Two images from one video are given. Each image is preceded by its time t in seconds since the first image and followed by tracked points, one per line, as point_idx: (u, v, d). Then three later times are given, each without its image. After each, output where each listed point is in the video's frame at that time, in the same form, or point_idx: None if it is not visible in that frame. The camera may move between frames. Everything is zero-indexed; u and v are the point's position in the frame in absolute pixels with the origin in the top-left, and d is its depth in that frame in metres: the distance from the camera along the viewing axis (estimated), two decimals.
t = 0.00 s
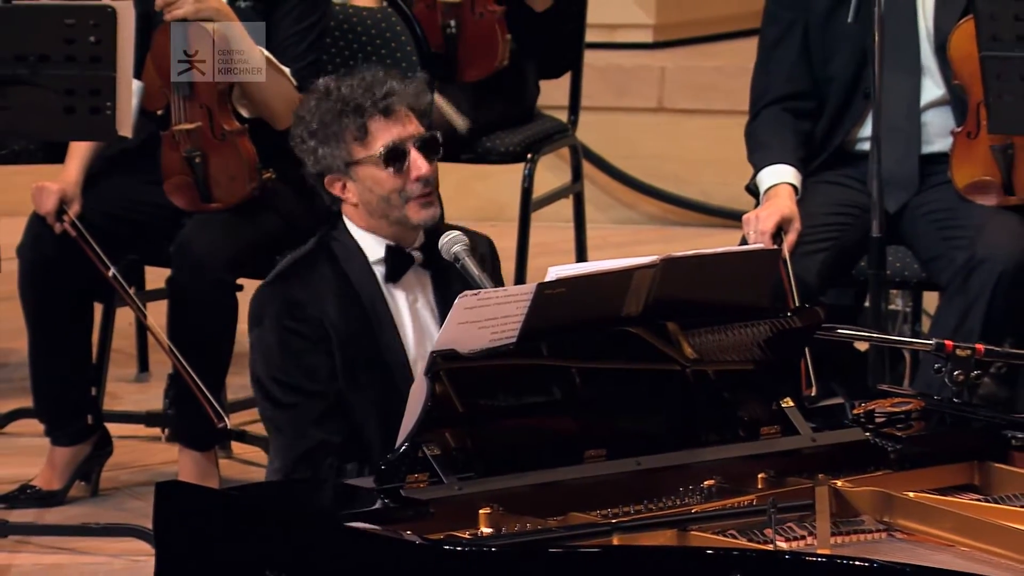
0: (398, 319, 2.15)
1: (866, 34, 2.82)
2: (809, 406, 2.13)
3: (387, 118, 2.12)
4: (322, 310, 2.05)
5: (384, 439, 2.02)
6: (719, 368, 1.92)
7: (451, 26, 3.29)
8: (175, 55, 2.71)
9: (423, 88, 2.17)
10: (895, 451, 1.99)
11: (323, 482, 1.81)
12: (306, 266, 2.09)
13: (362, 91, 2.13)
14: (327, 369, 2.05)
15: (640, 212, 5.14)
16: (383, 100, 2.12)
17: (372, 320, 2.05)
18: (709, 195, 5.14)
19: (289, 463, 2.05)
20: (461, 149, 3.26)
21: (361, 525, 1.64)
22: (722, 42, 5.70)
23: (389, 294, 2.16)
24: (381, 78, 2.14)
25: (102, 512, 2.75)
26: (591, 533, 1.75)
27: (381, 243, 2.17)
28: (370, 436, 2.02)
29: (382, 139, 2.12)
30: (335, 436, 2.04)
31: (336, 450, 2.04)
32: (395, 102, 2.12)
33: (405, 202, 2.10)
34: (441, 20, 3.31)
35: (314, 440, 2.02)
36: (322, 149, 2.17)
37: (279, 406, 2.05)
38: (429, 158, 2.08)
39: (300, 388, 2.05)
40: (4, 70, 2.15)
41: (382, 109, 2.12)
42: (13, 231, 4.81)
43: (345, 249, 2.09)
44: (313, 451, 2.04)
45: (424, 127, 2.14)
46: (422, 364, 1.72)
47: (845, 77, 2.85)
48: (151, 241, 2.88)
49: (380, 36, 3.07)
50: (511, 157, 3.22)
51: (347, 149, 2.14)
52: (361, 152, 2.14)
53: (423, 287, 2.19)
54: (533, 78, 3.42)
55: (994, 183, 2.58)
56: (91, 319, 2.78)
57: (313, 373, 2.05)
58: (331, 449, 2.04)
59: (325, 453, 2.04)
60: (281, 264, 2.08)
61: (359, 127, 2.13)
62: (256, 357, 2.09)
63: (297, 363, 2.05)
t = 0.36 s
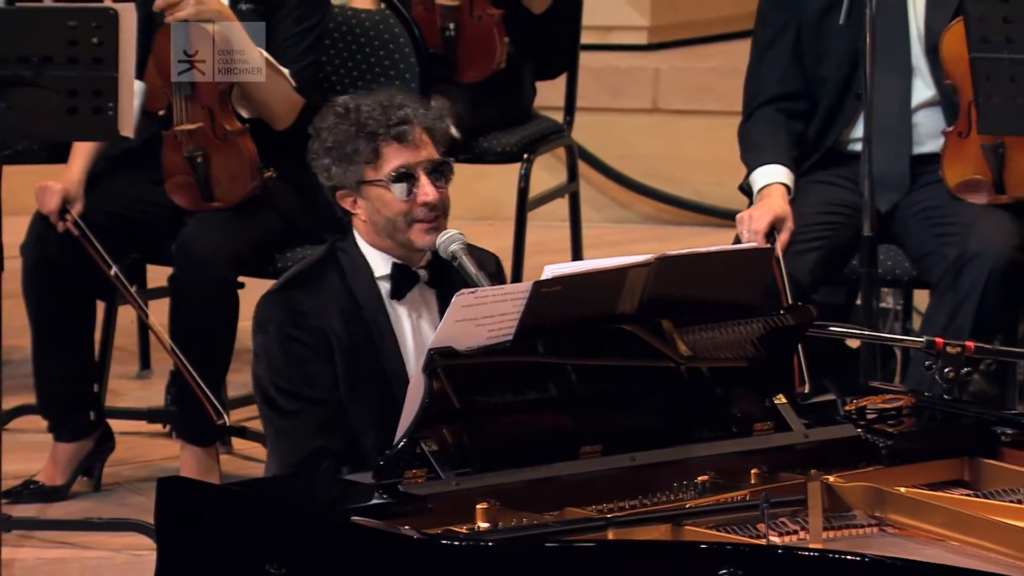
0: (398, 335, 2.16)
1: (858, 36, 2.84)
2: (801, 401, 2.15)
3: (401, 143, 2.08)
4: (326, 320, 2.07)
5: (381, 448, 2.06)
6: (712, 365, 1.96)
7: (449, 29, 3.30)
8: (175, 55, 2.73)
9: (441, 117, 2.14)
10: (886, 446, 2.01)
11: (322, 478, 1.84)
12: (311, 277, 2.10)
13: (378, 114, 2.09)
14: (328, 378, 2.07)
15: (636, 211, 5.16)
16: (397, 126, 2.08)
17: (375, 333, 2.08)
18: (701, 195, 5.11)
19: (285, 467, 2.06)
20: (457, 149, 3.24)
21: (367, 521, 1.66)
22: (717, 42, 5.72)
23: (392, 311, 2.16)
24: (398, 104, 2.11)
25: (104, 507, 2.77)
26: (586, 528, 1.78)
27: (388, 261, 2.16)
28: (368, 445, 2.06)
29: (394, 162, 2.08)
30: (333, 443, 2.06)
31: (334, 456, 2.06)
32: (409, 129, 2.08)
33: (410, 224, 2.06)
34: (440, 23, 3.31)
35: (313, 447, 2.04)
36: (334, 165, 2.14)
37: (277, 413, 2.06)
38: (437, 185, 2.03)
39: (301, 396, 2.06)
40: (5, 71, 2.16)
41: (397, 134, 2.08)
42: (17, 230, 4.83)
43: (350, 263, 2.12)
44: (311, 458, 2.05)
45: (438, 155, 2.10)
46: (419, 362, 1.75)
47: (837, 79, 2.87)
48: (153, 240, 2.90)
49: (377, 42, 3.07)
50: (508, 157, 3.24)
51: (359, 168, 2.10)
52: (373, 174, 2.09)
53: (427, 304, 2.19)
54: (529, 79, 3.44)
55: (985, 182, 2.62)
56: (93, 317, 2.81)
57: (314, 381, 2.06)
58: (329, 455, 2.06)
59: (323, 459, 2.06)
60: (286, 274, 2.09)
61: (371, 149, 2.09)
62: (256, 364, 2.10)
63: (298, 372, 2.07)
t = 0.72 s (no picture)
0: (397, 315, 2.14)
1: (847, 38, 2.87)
2: (792, 398, 2.18)
3: (395, 118, 2.07)
4: (327, 303, 2.08)
5: (383, 428, 2.09)
6: (705, 362, 1.97)
7: (443, 31, 3.30)
8: (176, 55, 2.76)
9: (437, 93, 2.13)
10: (875, 442, 2.05)
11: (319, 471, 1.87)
12: (311, 259, 2.12)
13: (373, 90, 2.08)
14: (329, 360, 2.08)
15: (629, 211, 5.18)
16: (392, 101, 2.07)
17: (374, 313, 2.10)
18: (694, 194, 5.15)
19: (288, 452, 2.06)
20: (454, 148, 3.28)
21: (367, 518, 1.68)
22: (709, 43, 5.76)
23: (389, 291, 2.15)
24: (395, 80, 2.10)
25: (106, 502, 2.80)
26: (579, 523, 1.80)
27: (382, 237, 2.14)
28: (370, 426, 2.09)
29: (388, 138, 2.07)
30: (335, 425, 2.07)
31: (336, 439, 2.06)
32: (404, 105, 2.08)
33: (405, 206, 2.06)
34: (435, 25, 3.31)
35: (315, 429, 2.05)
36: (329, 145, 2.13)
37: (280, 397, 2.07)
38: (429, 163, 2.05)
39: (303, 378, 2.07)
40: (7, 72, 2.18)
41: (391, 109, 2.07)
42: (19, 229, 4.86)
43: (348, 244, 2.12)
44: (313, 441, 2.06)
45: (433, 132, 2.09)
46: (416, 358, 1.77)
47: (827, 79, 2.90)
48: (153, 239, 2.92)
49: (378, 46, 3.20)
50: (504, 157, 3.27)
51: (352, 145, 2.10)
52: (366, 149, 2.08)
53: (425, 282, 2.17)
54: (524, 79, 3.47)
55: (972, 182, 2.66)
56: (95, 314, 2.83)
57: (315, 364, 2.08)
58: (332, 438, 2.06)
59: (325, 442, 2.06)
60: (286, 258, 2.11)
61: (364, 123, 2.09)
62: (258, 348, 2.10)
63: (300, 354, 2.08)
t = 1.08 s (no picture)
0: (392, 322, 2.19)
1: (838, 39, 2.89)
2: (784, 394, 2.22)
3: (396, 125, 2.14)
4: (323, 308, 2.13)
5: (373, 435, 2.11)
6: (697, 359, 2.01)
7: (439, 32, 3.36)
8: (177, 55, 2.78)
9: (436, 105, 2.20)
10: (866, 437, 2.08)
11: (316, 467, 1.90)
12: (310, 268, 2.17)
13: (375, 97, 2.15)
14: (323, 366, 2.13)
15: (622, 210, 5.18)
16: (394, 109, 2.14)
17: (369, 321, 2.14)
18: (686, 194, 5.18)
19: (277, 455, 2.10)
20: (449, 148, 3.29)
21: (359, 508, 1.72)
22: (702, 45, 5.78)
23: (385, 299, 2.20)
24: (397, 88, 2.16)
25: (107, 496, 2.82)
26: (574, 517, 1.83)
27: (381, 249, 2.20)
28: (360, 432, 2.11)
29: (389, 145, 2.14)
30: (325, 431, 2.10)
31: (325, 445, 2.09)
32: (406, 113, 2.14)
33: (401, 211, 2.13)
34: (430, 26, 3.36)
35: (304, 433, 2.08)
36: (332, 149, 2.19)
37: (272, 401, 2.11)
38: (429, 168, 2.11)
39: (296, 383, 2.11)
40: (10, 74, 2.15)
41: (392, 117, 2.14)
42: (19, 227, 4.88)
43: (346, 254, 2.18)
44: (301, 445, 2.09)
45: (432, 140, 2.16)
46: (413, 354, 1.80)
47: (818, 80, 2.93)
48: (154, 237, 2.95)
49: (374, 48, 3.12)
50: (500, 156, 3.28)
51: (355, 151, 2.16)
52: (368, 155, 2.15)
53: (420, 293, 2.22)
54: (519, 80, 3.50)
55: (961, 180, 2.68)
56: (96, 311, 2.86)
57: (309, 369, 2.12)
58: (320, 443, 2.09)
59: (313, 448, 2.09)
60: (286, 264, 2.17)
61: (367, 130, 2.15)
62: (255, 352, 2.16)
63: (295, 359, 2.12)
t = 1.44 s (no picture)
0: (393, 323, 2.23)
1: (829, 41, 2.93)
2: (776, 391, 2.24)
3: (390, 140, 2.17)
4: (326, 310, 2.16)
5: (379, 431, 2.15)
6: (689, 355, 2.04)
7: (436, 32, 3.40)
8: (177, 56, 2.81)
9: (428, 115, 2.22)
10: (857, 433, 2.10)
11: (316, 463, 1.92)
12: (311, 270, 2.20)
13: (368, 112, 2.18)
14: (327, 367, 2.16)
15: (617, 208, 5.20)
16: (387, 123, 2.17)
17: (371, 320, 2.17)
18: (680, 193, 5.21)
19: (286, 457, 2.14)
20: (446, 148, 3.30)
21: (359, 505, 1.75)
22: (696, 47, 5.80)
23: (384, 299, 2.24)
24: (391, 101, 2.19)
25: (109, 492, 2.85)
26: (568, 512, 1.86)
27: (380, 253, 2.23)
28: (367, 430, 2.15)
29: (383, 159, 2.17)
30: (333, 431, 2.14)
31: (333, 445, 2.13)
32: (398, 126, 2.17)
33: (398, 220, 2.14)
34: (428, 26, 3.41)
35: (313, 434, 2.11)
36: (327, 162, 2.22)
37: (278, 403, 2.14)
38: (423, 179, 2.11)
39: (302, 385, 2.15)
40: (13, 74, 2.20)
41: (386, 131, 2.17)
42: (23, 226, 4.90)
43: (347, 255, 2.21)
44: (309, 446, 2.13)
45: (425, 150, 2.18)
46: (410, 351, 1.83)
47: (810, 82, 2.96)
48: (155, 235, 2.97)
49: (373, 50, 3.15)
50: (495, 156, 3.30)
51: (349, 164, 2.19)
52: (361, 168, 2.18)
53: (418, 294, 2.26)
54: (516, 81, 3.52)
55: (951, 180, 2.71)
56: (99, 309, 2.89)
57: (314, 371, 2.15)
58: (328, 442, 2.13)
59: (322, 448, 2.13)
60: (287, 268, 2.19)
61: (361, 145, 2.18)
62: (258, 356, 2.18)
63: (299, 361, 2.15)
